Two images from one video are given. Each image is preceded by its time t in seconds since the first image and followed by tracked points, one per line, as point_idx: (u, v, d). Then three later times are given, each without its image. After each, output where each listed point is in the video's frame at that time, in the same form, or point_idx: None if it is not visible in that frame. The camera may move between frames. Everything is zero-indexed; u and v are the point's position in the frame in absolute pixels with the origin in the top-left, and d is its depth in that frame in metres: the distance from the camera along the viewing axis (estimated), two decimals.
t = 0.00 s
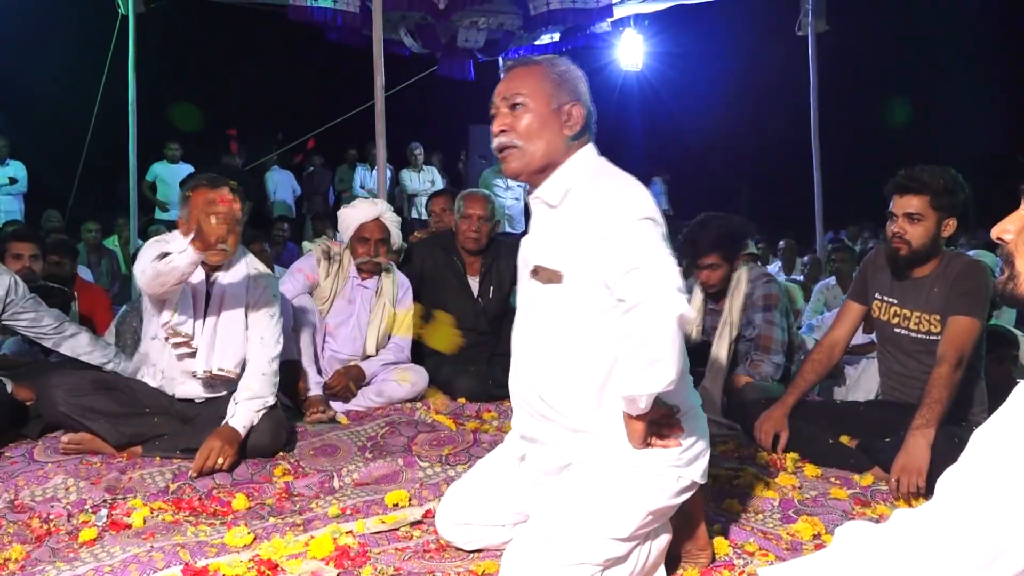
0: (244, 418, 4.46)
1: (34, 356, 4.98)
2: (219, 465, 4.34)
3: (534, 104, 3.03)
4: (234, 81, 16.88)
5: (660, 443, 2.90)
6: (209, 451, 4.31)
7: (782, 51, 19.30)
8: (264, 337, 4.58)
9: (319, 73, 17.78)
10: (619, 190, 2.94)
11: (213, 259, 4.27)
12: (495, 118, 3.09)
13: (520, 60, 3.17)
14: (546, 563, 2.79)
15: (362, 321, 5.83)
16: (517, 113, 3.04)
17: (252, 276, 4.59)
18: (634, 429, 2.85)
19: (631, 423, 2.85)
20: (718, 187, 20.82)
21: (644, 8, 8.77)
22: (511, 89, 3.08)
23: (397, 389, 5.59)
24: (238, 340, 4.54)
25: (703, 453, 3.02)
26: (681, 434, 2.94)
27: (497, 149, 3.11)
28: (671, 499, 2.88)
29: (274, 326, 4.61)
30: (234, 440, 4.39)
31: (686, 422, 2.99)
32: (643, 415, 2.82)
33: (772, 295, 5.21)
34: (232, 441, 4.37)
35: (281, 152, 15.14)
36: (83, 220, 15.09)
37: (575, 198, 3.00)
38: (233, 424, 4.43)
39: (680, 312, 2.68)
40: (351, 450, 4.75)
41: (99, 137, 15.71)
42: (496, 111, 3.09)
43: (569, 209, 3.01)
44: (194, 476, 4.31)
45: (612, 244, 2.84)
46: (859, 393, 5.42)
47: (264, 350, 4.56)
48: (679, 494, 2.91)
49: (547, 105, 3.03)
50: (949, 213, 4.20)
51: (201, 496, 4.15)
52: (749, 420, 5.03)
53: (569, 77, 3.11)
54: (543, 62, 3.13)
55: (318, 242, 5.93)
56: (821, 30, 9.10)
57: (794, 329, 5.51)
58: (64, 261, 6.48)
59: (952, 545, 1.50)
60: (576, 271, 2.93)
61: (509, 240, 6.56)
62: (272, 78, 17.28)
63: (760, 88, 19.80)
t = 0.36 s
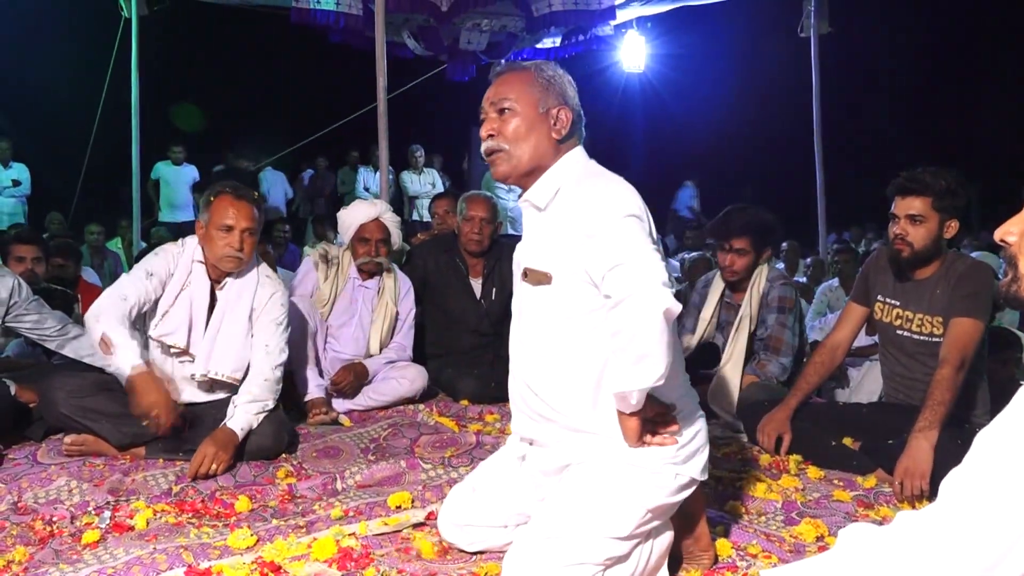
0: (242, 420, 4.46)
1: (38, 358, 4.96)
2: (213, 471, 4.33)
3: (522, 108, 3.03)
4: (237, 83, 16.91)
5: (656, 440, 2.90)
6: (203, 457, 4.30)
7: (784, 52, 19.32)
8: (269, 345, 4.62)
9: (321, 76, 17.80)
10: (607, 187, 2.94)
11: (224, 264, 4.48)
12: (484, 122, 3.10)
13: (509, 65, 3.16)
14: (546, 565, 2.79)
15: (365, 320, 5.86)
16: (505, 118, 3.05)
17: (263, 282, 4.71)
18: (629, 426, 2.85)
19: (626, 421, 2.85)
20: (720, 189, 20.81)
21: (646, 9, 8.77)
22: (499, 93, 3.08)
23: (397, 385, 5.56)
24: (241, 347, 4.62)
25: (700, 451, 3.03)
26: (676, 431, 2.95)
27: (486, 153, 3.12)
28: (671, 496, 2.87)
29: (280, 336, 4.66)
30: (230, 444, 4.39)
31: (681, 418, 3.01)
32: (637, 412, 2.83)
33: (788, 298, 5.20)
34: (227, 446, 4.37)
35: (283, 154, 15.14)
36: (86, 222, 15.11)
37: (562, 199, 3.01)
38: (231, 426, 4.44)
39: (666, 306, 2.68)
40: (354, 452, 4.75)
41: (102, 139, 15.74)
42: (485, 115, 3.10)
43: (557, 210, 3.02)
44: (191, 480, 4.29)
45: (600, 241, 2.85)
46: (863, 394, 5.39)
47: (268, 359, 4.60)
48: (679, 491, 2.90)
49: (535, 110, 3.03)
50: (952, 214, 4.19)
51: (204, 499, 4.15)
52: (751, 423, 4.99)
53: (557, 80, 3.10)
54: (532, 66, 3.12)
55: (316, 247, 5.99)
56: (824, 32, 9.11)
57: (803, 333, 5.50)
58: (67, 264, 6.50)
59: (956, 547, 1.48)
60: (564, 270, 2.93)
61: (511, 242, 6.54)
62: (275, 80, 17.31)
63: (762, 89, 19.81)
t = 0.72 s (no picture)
0: (245, 423, 4.47)
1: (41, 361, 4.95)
2: (220, 472, 4.33)
3: (515, 115, 3.04)
4: (239, 84, 16.93)
5: (654, 438, 2.91)
6: (209, 459, 4.30)
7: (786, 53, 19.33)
8: (268, 345, 4.61)
9: (324, 77, 17.83)
10: (602, 188, 2.95)
11: (223, 264, 4.47)
12: (478, 131, 3.10)
13: (502, 76, 3.18)
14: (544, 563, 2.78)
15: (365, 316, 5.87)
16: (499, 125, 3.06)
17: (263, 283, 4.68)
18: (627, 423, 2.83)
19: (624, 418, 2.83)
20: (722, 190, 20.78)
21: (649, 11, 8.78)
22: (493, 103, 3.09)
23: (393, 378, 5.56)
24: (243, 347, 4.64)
25: (701, 450, 3.02)
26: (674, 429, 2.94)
27: (480, 161, 3.12)
28: (669, 494, 2.87)
29: (280, 336, 4.64)
30: (234, 447, 4.39)
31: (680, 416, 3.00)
32: (635, 408, 2.81)
33: (788, 295, 5.22)
34: (232, 448, 4.37)
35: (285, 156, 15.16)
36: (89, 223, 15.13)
37: (558, 203, 3.00)
38: (235, 428, 4.45)
39: (658, 298, 2.67)
40: (356, 454, 4.76)
41: (105, 141, 15.77)
42: (479, 124, 3.11)
43: (552, 215, 3.02)
44: (196, 481, 4.30)
45: (595, 237, 2.83)
46: (865, 396, 5.41)
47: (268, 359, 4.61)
48: (678, 488, 2.90)
49: (528, 117, 3.04)
50: (952, 216, 4.18)
51: (206, 500, 4.16)
52: (753, 424, 4.98)
53: (550, 89, 3.12)
54: (524, 76, 3.14)
55: (314, 248, 6.02)
56: (826, 33, 9.10)
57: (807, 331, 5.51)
58: (70, 266, 6.49)
59: (960, 549, 1.47)
60: (561, 272, 2.94)
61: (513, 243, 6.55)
62: (278, 82, 17.34)
63: (764, 90, 19.82)
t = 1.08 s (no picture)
0: (244, 425, 4.48)
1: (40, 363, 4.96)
2: (218, 474, 4.33)
3: (491, 113, 2.97)
4: (239, 85, 16.95)
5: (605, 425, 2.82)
6: (209, 460, 4.30)
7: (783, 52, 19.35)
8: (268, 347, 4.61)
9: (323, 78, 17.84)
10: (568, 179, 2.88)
11: (221, 272, 4.43)
12: (455, 129, 3.03)
13: (478, 75, 3.11)
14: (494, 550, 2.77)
15: (365, 312, 5.87)
16: (475, 123, 2.99)
17: (259, 289, 4.67)
18: (572, 407, 2.78)
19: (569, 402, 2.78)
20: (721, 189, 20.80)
21: (648, 11, 8.78)
22: (469, 100, 3.02)
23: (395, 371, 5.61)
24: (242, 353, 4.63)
25: (663, 442, 2.90)
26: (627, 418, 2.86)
27: (459, 160, 3.05)
28: (618, 480, 2.79)
29: (280, 339, 4.64)
30: (233, 449, 4.39)
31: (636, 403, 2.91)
32: (579, 393, 2.74)
33: (773, 295, 5.18)
34: (231, 450, 4.37)
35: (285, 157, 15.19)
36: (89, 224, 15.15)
37: (525, 194, 2.91)
38: (234, 430, 4.46)
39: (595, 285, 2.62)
40: (355, 455, 4.75)
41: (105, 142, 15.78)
42: (456, 122, 3.04)
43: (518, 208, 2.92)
44: (194, 483, 4.29)
45: (546, 223, 2.77)
46: (865, 396, 5.40)
47: (267, 360, 4.60)
48: (630, 475, 2.81)
49: (505, 114, 2.97)
50: (948, 218, 4.18)
51: (205, 501, 4.16)
52: (752, 425, 4.98)
53: (527, 86, 3.05)
54: (501, 74, 3.06)
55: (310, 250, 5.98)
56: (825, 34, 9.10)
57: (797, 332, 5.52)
58: (68, 267, 6.48)
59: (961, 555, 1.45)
60: (520, 264, 2.87)
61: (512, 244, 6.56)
62: (277, 81, 17.35)
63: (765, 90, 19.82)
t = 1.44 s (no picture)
0: (241, 426, 4.46)
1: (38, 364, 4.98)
2: (216, 475, 4.34)
3: (489, 98, 2.91)
4: (237, 87, 16.94)
5: (595, 427, 2.73)
6: (206, 462, 4.30)
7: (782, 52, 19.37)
8: (261, 346, 4.61)
9: (321, 79, 17.84)
10: (558, 174, 2.75)
11: (202, 273, 4.54)
12: (453, 114, 2.99)
13: (477, 59, 3.05)
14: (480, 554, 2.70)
15: (367, 313, 5.87)
16: (474, 108, 2.94)
17: (246, 288, 4.70)
18: (561, 409, 2.69)
19: (558, 403, 2.69)
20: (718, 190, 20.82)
21: (646, 12, 8.78)
22: (468, 84, 2.96)
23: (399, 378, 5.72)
24: (235, 355, 4.62)
25: (656, 442, 2.80)
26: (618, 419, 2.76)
27: (456, 145, 3.01)
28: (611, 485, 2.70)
29: (272, 337, 4.65)
30: (231, 450, 4.39)
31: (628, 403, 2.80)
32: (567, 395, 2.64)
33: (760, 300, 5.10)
34: (229, 451, 4.38)
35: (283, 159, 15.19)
36: (86, 225, 15.14)
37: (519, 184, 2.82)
38: (231, 432, 4.44)
39: (575, 289, 2.49)
40: (353, 457, 4.75)
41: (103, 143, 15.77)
42: (454, 106, 2.99)
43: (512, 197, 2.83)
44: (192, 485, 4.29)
45: (534, 219, 2.65)
46: (863, 396, 5.39)
47: (261, 360, 4.59)
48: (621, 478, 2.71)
49: (503, 99, 2.91)
50: (944, 218, 4.19)
51: (203, 504, 4.16)
52: (751, 426, 4.98)
53: (525, 70, 2.98)
54: (499, 58, 3.00)
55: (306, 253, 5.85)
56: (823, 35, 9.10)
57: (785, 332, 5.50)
58: (66, 270, 6.48)
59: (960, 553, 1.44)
60: (510, 257, 2.76)
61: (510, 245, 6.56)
62: (274, 82, 17.33)
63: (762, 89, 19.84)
